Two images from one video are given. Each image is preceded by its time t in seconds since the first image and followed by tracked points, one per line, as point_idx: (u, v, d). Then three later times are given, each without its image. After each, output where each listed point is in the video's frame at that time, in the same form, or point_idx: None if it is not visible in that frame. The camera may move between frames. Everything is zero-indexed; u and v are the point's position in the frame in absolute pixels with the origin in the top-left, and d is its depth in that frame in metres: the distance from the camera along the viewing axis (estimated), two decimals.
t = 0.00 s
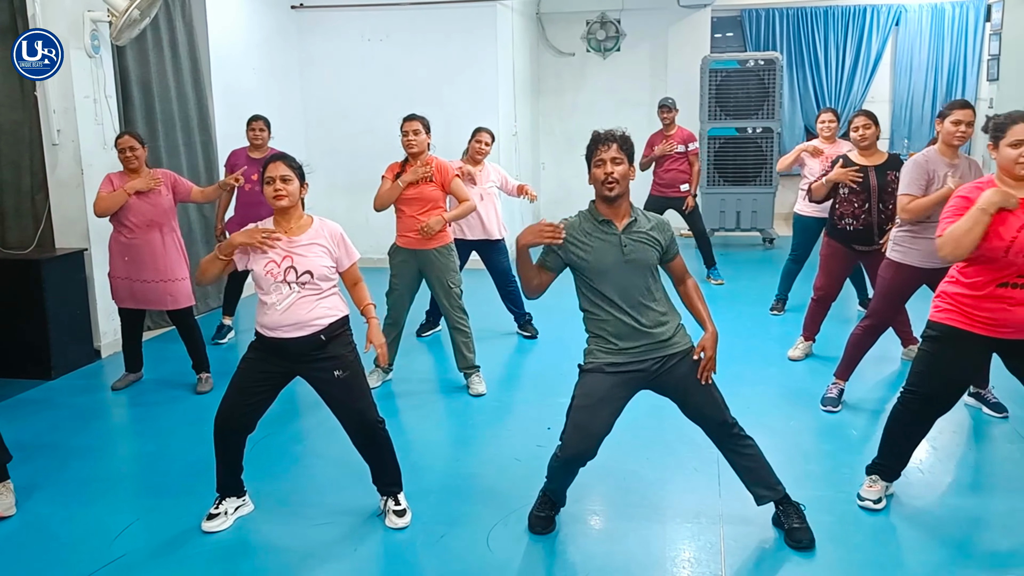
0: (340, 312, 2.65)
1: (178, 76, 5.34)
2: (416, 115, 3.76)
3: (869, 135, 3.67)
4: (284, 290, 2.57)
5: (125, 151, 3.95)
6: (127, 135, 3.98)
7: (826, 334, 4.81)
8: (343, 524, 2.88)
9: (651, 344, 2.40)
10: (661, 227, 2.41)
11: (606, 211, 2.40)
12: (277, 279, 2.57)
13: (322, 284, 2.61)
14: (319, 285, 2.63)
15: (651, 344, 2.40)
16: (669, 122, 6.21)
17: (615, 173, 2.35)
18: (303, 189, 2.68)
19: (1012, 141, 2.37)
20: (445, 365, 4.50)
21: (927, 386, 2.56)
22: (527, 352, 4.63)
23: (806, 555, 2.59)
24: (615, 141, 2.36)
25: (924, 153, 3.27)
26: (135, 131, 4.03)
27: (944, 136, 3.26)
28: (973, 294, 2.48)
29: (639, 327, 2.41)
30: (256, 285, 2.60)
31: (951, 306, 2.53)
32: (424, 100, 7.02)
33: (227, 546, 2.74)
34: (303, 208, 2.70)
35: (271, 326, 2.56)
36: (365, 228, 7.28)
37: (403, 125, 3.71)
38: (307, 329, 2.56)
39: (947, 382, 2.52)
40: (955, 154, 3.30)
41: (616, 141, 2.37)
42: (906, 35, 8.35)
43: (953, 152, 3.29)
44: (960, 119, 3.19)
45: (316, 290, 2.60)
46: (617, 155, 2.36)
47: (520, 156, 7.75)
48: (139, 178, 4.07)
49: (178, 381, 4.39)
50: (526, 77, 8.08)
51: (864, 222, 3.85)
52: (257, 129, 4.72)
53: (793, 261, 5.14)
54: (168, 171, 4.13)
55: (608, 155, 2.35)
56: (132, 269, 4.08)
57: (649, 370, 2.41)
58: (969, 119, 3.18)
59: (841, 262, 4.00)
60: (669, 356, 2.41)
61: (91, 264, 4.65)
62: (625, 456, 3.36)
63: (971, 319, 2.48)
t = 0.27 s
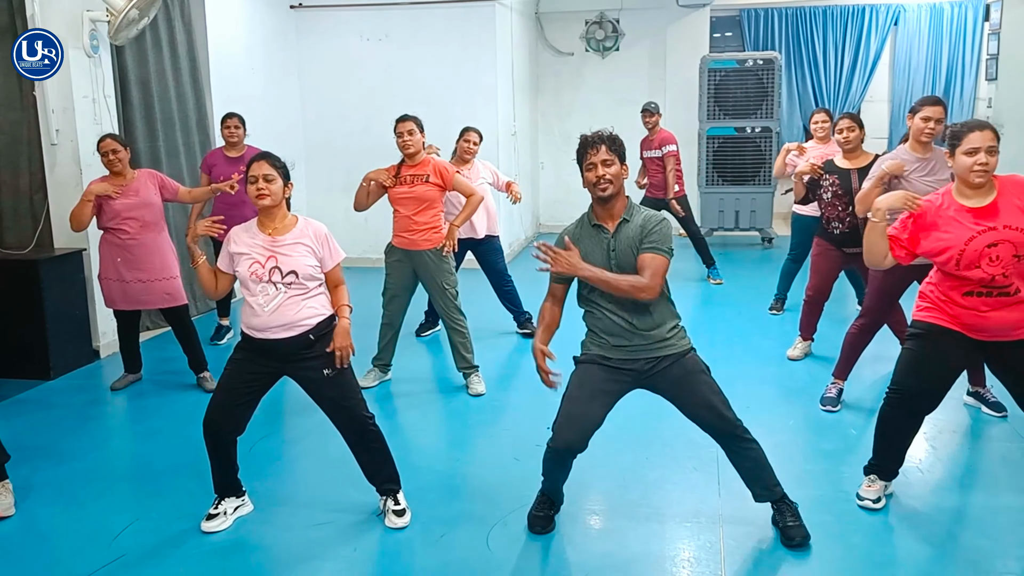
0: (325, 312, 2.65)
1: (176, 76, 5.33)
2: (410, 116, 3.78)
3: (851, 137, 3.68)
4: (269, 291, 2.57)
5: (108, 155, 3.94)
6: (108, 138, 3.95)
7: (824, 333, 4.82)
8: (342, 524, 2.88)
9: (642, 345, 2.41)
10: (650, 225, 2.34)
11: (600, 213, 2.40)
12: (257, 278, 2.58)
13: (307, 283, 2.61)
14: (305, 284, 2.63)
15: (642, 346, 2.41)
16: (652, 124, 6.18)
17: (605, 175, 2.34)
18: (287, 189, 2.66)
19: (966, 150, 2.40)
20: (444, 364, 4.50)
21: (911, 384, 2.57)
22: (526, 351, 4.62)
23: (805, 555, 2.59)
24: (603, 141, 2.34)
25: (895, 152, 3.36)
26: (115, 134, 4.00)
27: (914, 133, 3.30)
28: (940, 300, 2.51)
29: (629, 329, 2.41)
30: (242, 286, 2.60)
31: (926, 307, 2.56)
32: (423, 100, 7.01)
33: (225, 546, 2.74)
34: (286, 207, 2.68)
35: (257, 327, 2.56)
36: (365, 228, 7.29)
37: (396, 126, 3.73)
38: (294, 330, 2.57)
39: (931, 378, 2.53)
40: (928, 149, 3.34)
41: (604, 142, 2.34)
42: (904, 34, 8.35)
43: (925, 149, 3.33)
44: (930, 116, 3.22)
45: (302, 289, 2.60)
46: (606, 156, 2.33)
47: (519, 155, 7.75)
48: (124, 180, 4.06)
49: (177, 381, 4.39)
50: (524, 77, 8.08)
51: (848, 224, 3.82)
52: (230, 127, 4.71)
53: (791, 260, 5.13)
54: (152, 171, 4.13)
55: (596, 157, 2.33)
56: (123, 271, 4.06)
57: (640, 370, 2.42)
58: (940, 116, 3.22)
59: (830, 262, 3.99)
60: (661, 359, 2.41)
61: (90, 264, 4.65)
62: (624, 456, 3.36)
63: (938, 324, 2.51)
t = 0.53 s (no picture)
0: (309, 311, 2.65)
1: (172, 76, 5.33)
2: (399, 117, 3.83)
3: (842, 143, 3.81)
4: (251, 290, 2.55)
5: (111, 156, 3.95)
6: (112, 139, 3.98)
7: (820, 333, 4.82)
8: (338, 524, 2.87)
9: (662, 347, 2.35)
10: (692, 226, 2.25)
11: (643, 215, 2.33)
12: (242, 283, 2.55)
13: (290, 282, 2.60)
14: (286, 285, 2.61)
15: (663, 347, 2.35)
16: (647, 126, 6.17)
17: (643, 176, 2.25)
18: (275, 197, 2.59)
19: (985, 143, 2.33)
20: (440, 365, 4.49)
21: (913, 382, 2.57)
22: (522, 351, 4.62)
23: (802, 554, 2.60)
24: (638, 142, 2.24)
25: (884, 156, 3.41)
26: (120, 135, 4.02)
27: (900, 136, 3.32)
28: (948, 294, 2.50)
29: (660, 334, 2.35)
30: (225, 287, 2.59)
31: (932, 301, 2.55)
32: (419, 101, 7.01)
33: (221, 546, 2.74)
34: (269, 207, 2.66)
35: (242, 327, 2.56)
36: (362, 228, 7.28)
37: (385, 128, 3.76)
38: (278, 329, 2.57)
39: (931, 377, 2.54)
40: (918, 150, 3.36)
41: (639, 142, 2.24)
42: (900, 34, 8.36)
43: (913, 149, 3.35)
44: (910, 118, 3.24)
45: (284, 288, 2.58)
46: (642, 156, 2.24)
47: (515, 155, 7.75)
48: (127, 181, 4.08)
49: (174, 381, 4.38)
50: (520, 78, 8.09)
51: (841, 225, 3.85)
52: (217, 127, 4.69)
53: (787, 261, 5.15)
54: (155, 171, 4.14)
55: (633, 158, 2.24)
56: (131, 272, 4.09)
57: (658, 372, 2.37)
58: (921, 116, 3.23)
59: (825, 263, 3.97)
60: (681, 361, 2.35)
61: (86, 264, 4.64)
62: (621, 456, 3.36)
63: (942, 317, 2.50)
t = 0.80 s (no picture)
0: (309, 313, 2.65)
1: (169, 75, 5.32)
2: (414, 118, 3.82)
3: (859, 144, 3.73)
4: (251, 291, 2.55)
5: (143, 154, 3.97)
6: (146, 138, 3.99)
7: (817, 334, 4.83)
8: (334, 524, 2.87)
9: (693, 346, 2.35)
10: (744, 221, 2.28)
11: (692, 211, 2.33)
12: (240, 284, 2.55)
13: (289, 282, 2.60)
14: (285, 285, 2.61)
15: (694, 346, 2.35)
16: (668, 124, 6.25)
17: (695, 172, 2.28)
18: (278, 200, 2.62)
19: None
20: (436, 365, 4.49)
21: (934, 387, 2.57)
22: (519, 351, 4.62)
23: (799, 554, 2.60)
24: (692, 138, 2.27)
25: (918, 160, 3.34)
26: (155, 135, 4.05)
27: (933, 143, 3.25)
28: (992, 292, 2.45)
29: (693, 332, 2.35)
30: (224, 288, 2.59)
31: (966, 303, 2.51)
32: (416, 101, 7.01)
33: (217, 546, 2.73)
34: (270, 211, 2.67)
35: (241, 327, 2.56)
36: (359, 228, 7.28)
37: (400, 127, 3.75)
38: (278, 330, 2.56)
39: (947, 381, 2.53)
40: (951, 157, 3.29)
41: (694, 138, 2.27)
42: (897, 35, 8.37)
43: (948, 156, 3.29)
44: (943, 124, 3.18)
45: (281, 290, 2.59)
46: (696, 153, 2.27)
47: (512, 155, 7.75)
48: (154, 180, 4.08)
49: (171, 381, 4.38)
50: (518, 78, 8.09)
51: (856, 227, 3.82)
52: (217, 129, 4.70)
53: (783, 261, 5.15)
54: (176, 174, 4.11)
55: (688, 154, 2.27)
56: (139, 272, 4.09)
57: (685, 371, 2.37)
58: (953, 122, 3.17)
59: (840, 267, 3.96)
60: (711, 360, 2.35)
61: (82, 264, 4.63)
62: (618, 456, 3.36)
63: (980, 314, 2.46)
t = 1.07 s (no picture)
0: (329, 315, 2.65)
1: (165, 74, 5.31)
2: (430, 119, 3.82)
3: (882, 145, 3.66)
4: (271, 292, 2.57)
5: (171, 161, 3.90)
6: (175, 145, 3.93)
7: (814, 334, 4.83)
8: (331, 524, 2.87)
9: (701, 344, 2.35)
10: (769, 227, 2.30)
11: (715, 209, 2.31)
12: (262, 283, 2.57)
13: (307, 285, 2.60)
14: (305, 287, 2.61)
15: (701, 345, 2.35)
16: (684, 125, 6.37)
17: (731, 173, 2.26)
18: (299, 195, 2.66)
19: None
20: (434, 365, 4.49)
21: (939, 389, 2.58)
22: (516, 352, 4.62)
23: (794, 554, 2.61)
24: (733, 139, 2.26)
25: (938, 159, 3.31)
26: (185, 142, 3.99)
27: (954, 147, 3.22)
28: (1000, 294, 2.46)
29: (699, 332, 2.35)
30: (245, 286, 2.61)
31: (974, 303, 2.52)
32: (413, 102, 7.00)
33: (213, 546, 2.73)
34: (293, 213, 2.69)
35: (258, 328, 2.56)
36: (356, 228, 7.28)
37: (418, 128, 3.75)
38: (296, 332, 2.56)
39: (949, 385, 2.55)
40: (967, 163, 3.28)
41: (735, 139, 2.26)
42: (894, 36, 8.37)
43: (968, 162, 3.27)
44: (966, 130, 3.15)
45: (303, 291, 2.59)
46: (735, 154, 2.26)
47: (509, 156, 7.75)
48: (178, 189, 4.01)
49: (168, 380, 4.38)
50: (515, 78, 8.08)
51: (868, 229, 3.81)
52: (233, 127, 4.65)
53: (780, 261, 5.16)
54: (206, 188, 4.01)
55: (725, 154, 2.26)
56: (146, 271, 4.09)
57: (691, 369, 2.37)
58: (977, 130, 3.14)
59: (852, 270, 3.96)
60: (717, 360, 2.36)
61: (79, 264, 4.62)
62: (616, 456, 3.36)
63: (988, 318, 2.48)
